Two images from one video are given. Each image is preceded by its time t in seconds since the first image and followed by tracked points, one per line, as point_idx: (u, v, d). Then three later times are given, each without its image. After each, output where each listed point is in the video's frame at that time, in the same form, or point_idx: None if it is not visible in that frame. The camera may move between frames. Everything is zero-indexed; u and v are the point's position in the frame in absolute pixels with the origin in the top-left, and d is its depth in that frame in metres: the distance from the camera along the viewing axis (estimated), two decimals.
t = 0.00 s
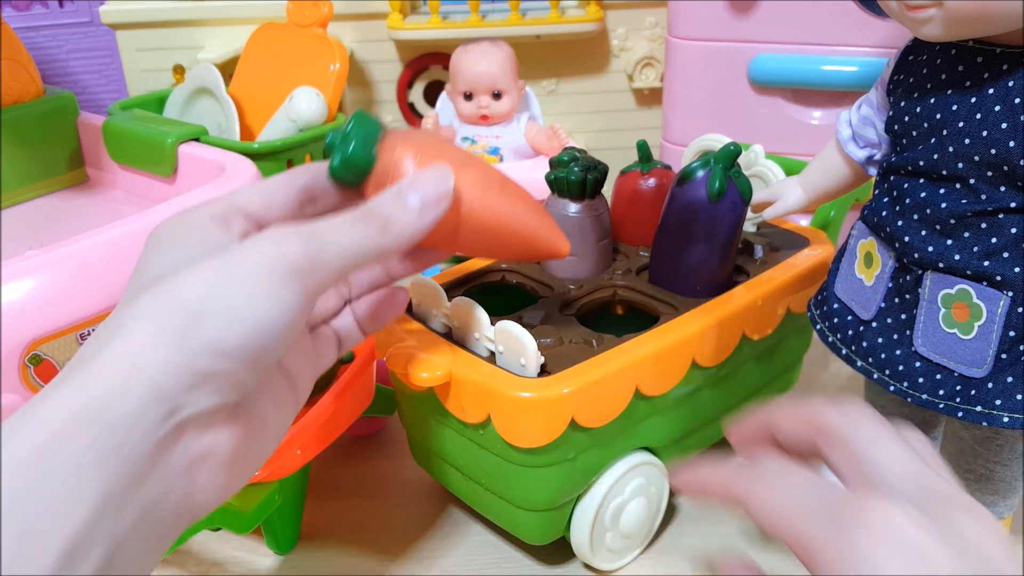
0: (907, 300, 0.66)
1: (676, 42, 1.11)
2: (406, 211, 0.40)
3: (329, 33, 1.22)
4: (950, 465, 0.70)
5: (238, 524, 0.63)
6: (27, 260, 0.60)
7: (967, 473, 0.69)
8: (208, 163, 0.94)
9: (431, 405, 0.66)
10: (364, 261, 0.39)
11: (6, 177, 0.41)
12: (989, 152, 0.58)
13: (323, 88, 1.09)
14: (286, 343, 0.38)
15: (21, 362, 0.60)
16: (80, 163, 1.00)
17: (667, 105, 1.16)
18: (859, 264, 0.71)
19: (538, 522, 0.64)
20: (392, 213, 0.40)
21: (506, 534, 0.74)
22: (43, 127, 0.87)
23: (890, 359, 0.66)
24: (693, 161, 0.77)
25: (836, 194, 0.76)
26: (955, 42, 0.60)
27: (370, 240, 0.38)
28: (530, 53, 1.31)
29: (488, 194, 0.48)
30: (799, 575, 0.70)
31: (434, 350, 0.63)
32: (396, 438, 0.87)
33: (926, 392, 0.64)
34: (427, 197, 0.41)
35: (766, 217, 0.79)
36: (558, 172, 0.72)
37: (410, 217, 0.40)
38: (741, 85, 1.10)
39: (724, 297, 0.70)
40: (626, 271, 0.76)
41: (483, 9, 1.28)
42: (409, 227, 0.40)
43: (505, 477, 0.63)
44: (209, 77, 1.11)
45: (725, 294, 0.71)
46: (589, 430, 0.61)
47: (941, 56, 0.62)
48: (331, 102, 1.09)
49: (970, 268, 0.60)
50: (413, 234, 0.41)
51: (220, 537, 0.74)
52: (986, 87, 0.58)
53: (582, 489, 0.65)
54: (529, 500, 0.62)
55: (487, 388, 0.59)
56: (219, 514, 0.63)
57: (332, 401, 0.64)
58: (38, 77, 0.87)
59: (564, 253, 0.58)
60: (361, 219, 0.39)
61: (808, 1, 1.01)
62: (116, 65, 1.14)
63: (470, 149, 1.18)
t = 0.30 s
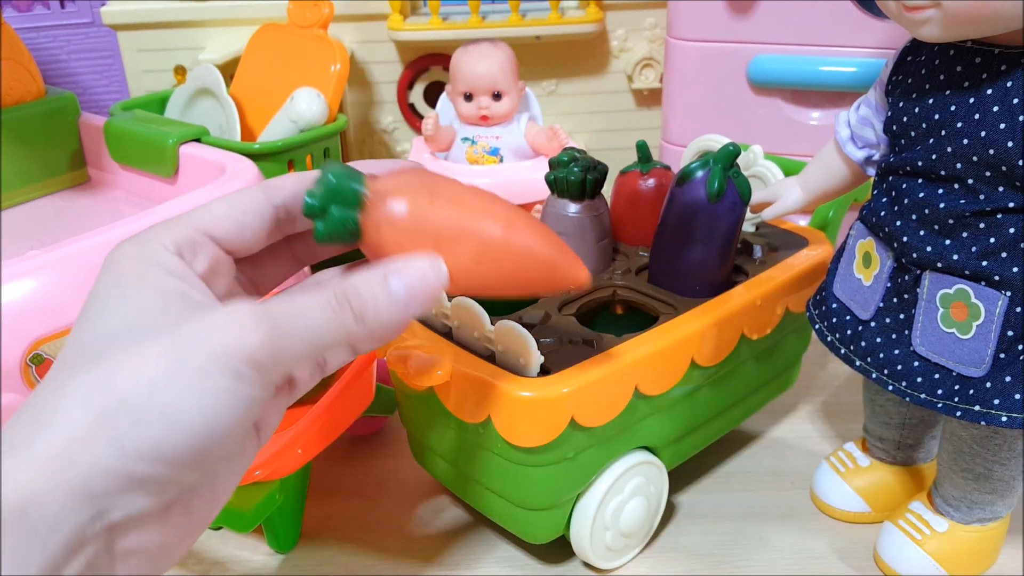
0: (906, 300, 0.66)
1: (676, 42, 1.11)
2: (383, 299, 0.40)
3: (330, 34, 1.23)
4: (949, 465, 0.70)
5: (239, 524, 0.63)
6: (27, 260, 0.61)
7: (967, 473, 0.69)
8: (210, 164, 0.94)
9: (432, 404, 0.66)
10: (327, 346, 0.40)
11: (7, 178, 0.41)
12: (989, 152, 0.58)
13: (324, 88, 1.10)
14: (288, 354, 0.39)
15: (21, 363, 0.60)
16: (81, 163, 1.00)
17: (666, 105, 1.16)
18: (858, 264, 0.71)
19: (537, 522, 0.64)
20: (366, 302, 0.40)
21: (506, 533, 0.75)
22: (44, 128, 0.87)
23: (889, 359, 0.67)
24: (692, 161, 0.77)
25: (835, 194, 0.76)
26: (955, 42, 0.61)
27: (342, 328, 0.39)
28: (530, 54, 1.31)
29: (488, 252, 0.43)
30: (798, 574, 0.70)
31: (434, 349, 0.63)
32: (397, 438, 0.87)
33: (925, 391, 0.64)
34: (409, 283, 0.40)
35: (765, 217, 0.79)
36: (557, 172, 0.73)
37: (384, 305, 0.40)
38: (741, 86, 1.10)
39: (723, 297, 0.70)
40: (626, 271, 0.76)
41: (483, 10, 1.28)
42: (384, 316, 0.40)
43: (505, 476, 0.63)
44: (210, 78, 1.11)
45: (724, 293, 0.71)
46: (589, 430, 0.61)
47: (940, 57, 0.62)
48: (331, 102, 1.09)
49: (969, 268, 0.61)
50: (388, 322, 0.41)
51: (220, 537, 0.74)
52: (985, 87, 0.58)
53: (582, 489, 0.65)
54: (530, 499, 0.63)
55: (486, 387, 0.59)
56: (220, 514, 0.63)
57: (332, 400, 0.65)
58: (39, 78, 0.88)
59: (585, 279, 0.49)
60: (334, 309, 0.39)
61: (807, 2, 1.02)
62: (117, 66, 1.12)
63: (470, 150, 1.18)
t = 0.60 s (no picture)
0: (906, 301, 0.66)
1: (676, 42, 1.11)
2: (400, 280, 0.37)
3: (330, 34, 1.23)
4: (950, 465, 0.70)
5: (240, 524, 0.62)
6: (28, 260, 0.61)
7: (967, 473, 0.69)
8: (211, 164, 0.94)
9: (432, 404, 0.66)
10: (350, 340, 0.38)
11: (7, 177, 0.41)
12: (989, 153, 0.58)
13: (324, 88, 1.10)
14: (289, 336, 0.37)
15: (22, 362, 0.60)
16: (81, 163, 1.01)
17: (666, 105, 1.16)
18: (858, 264, 0.71)
19: (537, 522, 0.64)
20: (385, 288, 0.37)
21: (507, 534, 0.75)
22: (44, 128, 0.87)
23: (889, 359, 0.67)
24: (692, 161, 0.77)
25: (835, 194, 0.76)
26: (955, 42, 0.61)
27: (361, 317, 0.37)
28: (530, 54, 1.31)
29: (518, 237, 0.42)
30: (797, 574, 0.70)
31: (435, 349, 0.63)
32: (397, 438, 0.87)
33: (925, 391, 0.64)
34: (429, 259, 0.37)
35: (765, 217, 0.79)
36: (558, 173, 0.73)
37: (399, 284, 0.37)
38: (741, 86, 1.10)
39: (724, 296, 0.70)
40: (626, 271, 0.76)
41: (483, 10, 1.28)
42: (407, 300, 0.37)
43: (505, 476, 0.63)
44: (210, 78, 1.11)
45: (724, 293, 0.71)
46: (589, 430, 0.61)
47: (941, 57, 0.62)
48: (331, 102, 1.09)
49: (969, 268, 0.61)
50: (405, 305, 0.38)
51: (220, 537, 0.74)
52: (985, 87, 0.58)
53: (582, 489, 0.65)
54: (530, 499, 0.63)
55: (486, 386, 0.59)
56: (220, 514, 0.62)
57: (333, 401, 0.65)
58: (39, 78, 0.88)
59: (610, 318, 0.46)
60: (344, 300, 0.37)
61: (807, 2, 1.02)
62: (116, 66, 1.12)
63: (470, 150, 1.18)
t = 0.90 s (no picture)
0: (906, 300, 0.66)
1: (676, 42, 1.11)
2: (284, 228, 0.37)
3: (329, 34, 1.23)
4: (950, 465, 0.70)
5: (241, 524, 0.61)
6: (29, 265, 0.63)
7: (967, 473, 0.69)
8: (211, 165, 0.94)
9: (431, 404, 0.66)
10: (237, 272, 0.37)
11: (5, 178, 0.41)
12: (989, 153, 0.58)
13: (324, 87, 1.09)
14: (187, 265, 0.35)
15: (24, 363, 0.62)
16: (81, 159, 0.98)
17: (666, 104, 1.16)
18: (858, 264, 0.71)
19: (537, 522, 0.64)
20: (275, 233, 0.37)
21: (506, 533, 0.75)
22: (44, 129, 0.87)
23: (889, 359, 0.67)
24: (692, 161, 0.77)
25: (836, 194, 0.76)
26: (955, 42, 0.61)
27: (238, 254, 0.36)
28: (530, 54, 1.31)
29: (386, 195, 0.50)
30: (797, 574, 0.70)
31: (434, 349, 0.63)
32: (397, 438, 0.87)
33: (926, 392, 0.64)
34: (308, 213, 0.38)
35: (765, 217, 0.79)
36: (558, 172, 0.73)
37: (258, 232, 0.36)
38: (741, 86, 1.10)
39: (724, 296, 0.70)
40: (626, 271, 0.76)
41: (483, 10, 1.28)
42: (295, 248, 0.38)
43: (505, 477, 0.63)
44: (210, 78, 1.12)
45: (725, 294, 0.71)
46: (589, 430, 0.61)
47: (941, 57, 0.62)
48: (331, 102, 1.09)
49: (968, 268, 0.61)
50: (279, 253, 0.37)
51: (221, 537, 0.74)
52: (985, 87, 0.58)
53: (582, 489, 0.65)
54: (530, 500, 0.63)
55: (487, 387, 0.59)
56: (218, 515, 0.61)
57: (332, 402, 0.65)
58: (38, 78, 0.88)
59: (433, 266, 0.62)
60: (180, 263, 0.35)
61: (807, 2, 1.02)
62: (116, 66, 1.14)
63: (470, 150, 1.18)
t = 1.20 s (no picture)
0: (906, 301, 0.66)
1: (676, 42, 1.11)
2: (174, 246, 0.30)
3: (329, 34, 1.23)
4: (950, 465, 0.70)
5: (240, 523, 0.62)
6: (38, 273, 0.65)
7: (967, 473, 0.69)
8: (211, 164, 0.94)
9: (431, 404, 0.66)
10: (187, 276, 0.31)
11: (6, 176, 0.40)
12: (989, 153, 0.58)
13: (324, 87, 1.09)
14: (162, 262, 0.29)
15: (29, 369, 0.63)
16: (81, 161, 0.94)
17: (666, 104, 1.16)
18: (858, 264, 0.71)
19: (536, 522, 0.64)
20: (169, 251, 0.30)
21: (506, 533, 0.75)
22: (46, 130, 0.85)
23: (889, 359, 0.67)
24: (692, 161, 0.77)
25: (835, 194, 0.76)
26: (955, 42, 0.61)
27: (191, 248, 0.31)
28: (530, 54, 1.31)
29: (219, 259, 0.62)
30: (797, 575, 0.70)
31: (434, 349, 0.63)
32: (397, 438, 0.87)
33: (925, 392, 0.64)
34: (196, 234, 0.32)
35: (765, 218, 0.79)
36: (558, 172, 0.73)
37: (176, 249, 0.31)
38: (741, 86, 1.10)
39: (724, 296, 0.70)
40: (626, 271, 0.76)
41: (483, 10, 1.28)
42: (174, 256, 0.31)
43: (505, 477, 0.63)
44: (210, 78, 1.12)
45: (724, 294, 0.71)
46: (589, 430, 0.61)
47: (941, 57, 0.62)
48: (331, 102, 1.09)
49: (968, 268, 0.61)
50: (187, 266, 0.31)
51: (221, 537, 0.74)
52: (985, 87, 0.58)
53: (582, 489, 0.65)
54: (530, 499, 0.63)
55: (486, 388, 0.59)
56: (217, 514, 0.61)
57: (336, 401, 0.65)
58: (39, 78, 0.88)
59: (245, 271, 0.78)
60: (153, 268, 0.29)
61: (807, 2, 1.02)
62: (116, 66, 1.15)
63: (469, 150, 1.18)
